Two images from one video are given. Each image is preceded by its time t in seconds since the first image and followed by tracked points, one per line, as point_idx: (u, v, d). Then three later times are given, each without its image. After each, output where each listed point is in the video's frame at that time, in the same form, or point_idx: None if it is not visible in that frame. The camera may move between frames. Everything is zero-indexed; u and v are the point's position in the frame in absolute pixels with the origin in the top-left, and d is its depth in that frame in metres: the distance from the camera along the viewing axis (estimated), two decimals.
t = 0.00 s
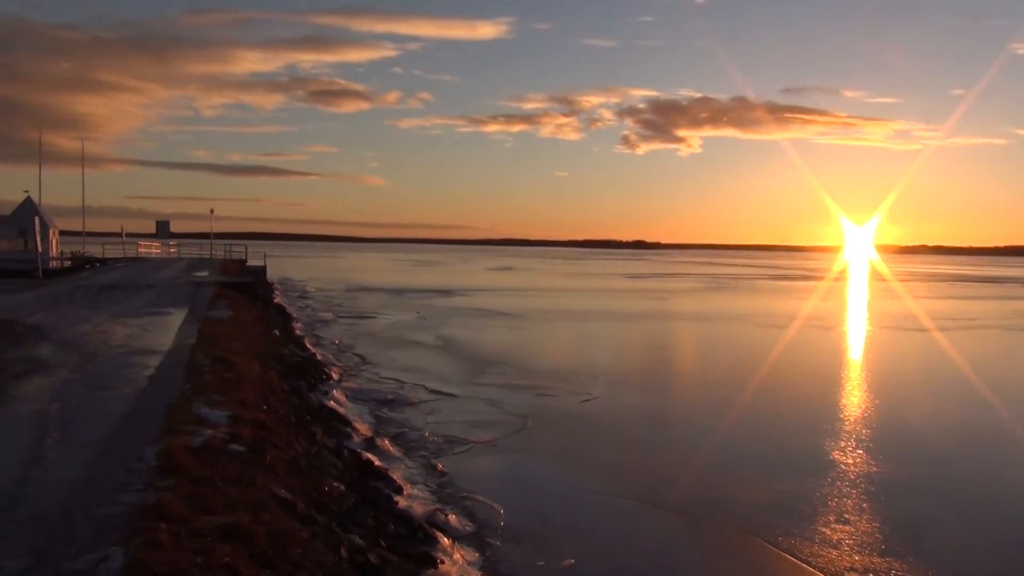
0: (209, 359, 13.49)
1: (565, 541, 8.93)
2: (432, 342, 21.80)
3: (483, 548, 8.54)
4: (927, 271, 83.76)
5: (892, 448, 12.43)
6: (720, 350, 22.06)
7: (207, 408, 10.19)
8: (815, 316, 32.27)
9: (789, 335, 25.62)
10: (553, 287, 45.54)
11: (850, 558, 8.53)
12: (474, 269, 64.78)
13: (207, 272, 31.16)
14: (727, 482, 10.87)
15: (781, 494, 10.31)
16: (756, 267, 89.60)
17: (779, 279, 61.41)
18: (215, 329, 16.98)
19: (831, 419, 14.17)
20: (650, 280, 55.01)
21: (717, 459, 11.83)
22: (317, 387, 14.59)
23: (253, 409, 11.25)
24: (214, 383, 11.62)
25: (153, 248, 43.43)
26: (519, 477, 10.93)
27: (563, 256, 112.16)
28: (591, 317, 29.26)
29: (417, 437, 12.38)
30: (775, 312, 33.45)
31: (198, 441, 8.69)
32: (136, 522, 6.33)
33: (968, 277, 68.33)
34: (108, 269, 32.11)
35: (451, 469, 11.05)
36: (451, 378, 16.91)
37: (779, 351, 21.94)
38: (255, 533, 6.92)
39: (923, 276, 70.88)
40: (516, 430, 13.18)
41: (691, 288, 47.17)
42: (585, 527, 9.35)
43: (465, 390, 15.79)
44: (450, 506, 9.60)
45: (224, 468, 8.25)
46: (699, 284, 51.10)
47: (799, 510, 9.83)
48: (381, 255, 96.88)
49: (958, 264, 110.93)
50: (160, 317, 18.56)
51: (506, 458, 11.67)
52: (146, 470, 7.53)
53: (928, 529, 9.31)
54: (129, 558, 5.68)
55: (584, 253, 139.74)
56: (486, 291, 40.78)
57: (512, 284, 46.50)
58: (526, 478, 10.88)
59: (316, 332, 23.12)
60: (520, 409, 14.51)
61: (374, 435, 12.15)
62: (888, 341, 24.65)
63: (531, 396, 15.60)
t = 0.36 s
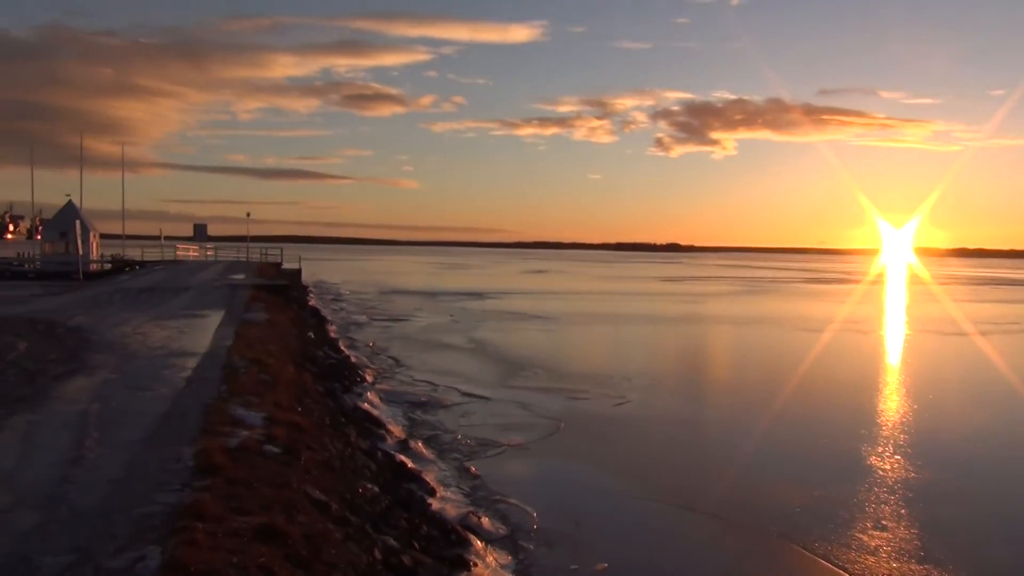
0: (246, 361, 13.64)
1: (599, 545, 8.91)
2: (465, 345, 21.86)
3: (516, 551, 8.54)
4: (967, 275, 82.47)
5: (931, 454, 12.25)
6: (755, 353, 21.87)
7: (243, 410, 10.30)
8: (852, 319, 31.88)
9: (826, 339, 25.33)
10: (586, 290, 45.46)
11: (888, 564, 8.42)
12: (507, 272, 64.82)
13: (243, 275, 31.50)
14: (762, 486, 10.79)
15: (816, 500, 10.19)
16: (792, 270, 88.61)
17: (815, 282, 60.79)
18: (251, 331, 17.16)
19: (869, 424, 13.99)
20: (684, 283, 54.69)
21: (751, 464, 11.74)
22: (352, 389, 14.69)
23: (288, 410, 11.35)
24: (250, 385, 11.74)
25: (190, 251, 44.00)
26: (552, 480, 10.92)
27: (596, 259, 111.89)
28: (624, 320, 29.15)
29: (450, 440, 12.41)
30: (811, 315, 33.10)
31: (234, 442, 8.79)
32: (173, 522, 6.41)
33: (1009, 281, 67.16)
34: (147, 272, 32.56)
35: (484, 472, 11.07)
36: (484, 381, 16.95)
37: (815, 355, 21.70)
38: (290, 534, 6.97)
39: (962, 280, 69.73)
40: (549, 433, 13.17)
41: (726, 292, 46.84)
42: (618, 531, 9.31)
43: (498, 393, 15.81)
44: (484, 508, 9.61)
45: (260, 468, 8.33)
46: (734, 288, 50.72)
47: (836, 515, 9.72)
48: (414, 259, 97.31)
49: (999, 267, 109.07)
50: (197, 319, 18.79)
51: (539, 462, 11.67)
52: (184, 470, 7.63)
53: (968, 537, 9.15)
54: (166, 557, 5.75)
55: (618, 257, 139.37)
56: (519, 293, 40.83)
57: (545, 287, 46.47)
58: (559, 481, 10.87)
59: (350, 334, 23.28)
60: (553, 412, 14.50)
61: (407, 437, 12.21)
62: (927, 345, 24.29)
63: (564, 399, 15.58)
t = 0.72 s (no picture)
0: (282, 363, 13.76)
1: (633, 548, 8.87)
2: (499, 347, 21.86)
3: (550, 554, 8.52)
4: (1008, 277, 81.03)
5: (972, 459, 12.04)
6: (790, 356, 21.66)
7: (279, 411, 10.39)
8: (890, 322, 31.43)
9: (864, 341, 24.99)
10: (620, 292, 45.31)
11: (928, 570, 8.29)
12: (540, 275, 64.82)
13: (279, 278, 31.80)
14: (798, 490, 10.68)
15: (854, 505, 10.06)
16: (828, 272, 87.55)
17: (852, 284, 60.11)
18: (287, 333, 17.31)
19: (907, 429, 13.79)
20: (719, 285, 54.30)
21: (788, 468, 11.62)
22: (386, 391, 14.76)
23: (324, 412, 11.43)
24: (286, 387, 11.85)
25: (227, 254, 44.54)
26: (586, 483, 10.89)
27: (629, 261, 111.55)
28: (658, 323, 28.98)
29: (484, 442, 12.43)
30: (848, 318, 32.68)
31: (271, 444, 8.87)
32: (211, 522, 6.48)
33: None
34: (185, 275, 32.95)
35: (517, 474, 11.07)
36: (517, 383, 16.95)
37: (853, 358, 21.43)
38: (326, 535, 7.02)
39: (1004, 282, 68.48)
40: (583, 435, 13.13)
41: (762, 294, 46.44)
42: (653, 535, 9.26)
43: (532, 395, 15.81)
44: (517, 511, 9.61)
45: (296, 470, 8.40)
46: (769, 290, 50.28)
47: (874, 521, 9.59)
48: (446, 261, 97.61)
49: None
50: (234, 321, 19.00)
51: (573, 464, 11.64)
52: (222, 471, 7.71)
53: (1011, 544, 8.98)
54: (204, 557, 5.81)
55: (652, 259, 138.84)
56: (553, 296, 40.76)
57: (578, 290, 46.38)
58: (593, 484, 10.84)
59: (385, 336, 23.41)
60: (586, 414, 14.47)
61: (441, 439, 12.25)
62: (967, 348, 23.89)
63: (598, 401, 15.54)
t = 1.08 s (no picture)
0: (314, 365, 13.86)
1: (664, 552, 8.82)
2: (529, 349, 21.84)
3: (581, 557, 8.49)
4: None
5: (1010, 465, 11.83)
6: (824, 360, 21.43)
7: (312, 413, 10.47)
8: (926, 325, 31.00)
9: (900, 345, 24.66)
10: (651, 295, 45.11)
11: None
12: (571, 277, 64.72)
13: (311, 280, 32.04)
14: (832, 495, 10.56)
15: (889, 511, 9.93)
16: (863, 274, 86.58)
17: (887, 287, 59.32)
18: (319, 335, 17.44)
19: (944, 434, 13.59)
20: (751, 288, 53.81)
21: (822, 473, 11.49)
22: (417, 393, 14.80)
23: (356, 413, 11.50)
24: (318, 388, 11.93)
25: (261, 256, 44.98)
26: (618, 486, 10.84)
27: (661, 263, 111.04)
28: (690, 325, 28.82)
29: (515, 444, 12.43)
30: (883, 321, 32.28)
31: (303, 445, 8.93)
32: (245, 522, 6.54)
33: None
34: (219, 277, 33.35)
35: (549, 477, 11.06)
36: (548, 385, 16.93)
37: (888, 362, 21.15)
38: (358, 535, 7.06)
39: None
40: (614, 438, 13.09)
41: (795, 296, 45.99)
42: (684, 539, 9.20)
43: (563, 398, 15.78)
44: (548, 514, 9.60)
45: (328, 471, 8.45)
46: (803, 293, 49.78)
47: (910, 527, 9.45)
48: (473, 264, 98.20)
49: None
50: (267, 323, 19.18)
51: (604, 467, 11.60)
52: (255, 471, 7.78)
53: None
54: (238, 557, 5.87)
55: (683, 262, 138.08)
56: (584, 298, 40.68)
57: (609, 292, 46.23)
58: (624, 488, 10.80)
59: (416, 338, 23.51)
60: (617, 417, 14.42)
61: (472, 441, 12.28)
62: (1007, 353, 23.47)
63: (629, 404, 15.48)
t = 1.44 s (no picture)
0: (346, 366, 13.95)
1: (696, 556, 8.77)
2: (559, 351, 21.81)
3: (612, 560, 8.47)
4: None
5: None
6: (858, 362, 21.18)
7: (344, 414, 10.54)
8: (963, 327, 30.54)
9: (935, 347, 24.30)
10: (682, 296, 44.87)
11: None
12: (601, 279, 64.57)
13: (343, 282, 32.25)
14: (866, 499, 10.44)
15: (924, 515, 9.80)
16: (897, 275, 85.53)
17: (922, 288, 58.53)
18: (351, 336, 17.55)
19: (981, 437, 13.38)
20: (783, 289, 53.32)
21: (856, 475, 11.36)
22: (448, 395, 14.84)
23: (387, 415, 11.56)
24: (350, 390, 12.00)
25: (292, 259, 45.36)
26: (649, 488, 10.80)
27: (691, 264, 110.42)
28: (722, 327, 28.65)
29: (545, 446, 12.42)
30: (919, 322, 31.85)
31: (335, 446, 9.00)
32: (278, 522, 6.60)
33: None
34: (252, 279, 33.65)
35: (580, 479, 11.04)
36: (579, 387, 16.90)
37: (924, 364, 20.87)
38: (389, 536, 7.10)
39: None
40: (645, 440, 13.04)
41: (828, 298, 45.50)
42: (717, 542, 9.15)
43: (594, 400, 15.74)
44: (579, 516, 9.58)
45: (360, 472, 8.50)
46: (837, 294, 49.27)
47: (947, 531, 9.32)
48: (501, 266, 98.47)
49: None
50: (299, 325, 19.32)
51: (636, 470, 11.56)
52: (288, 472, 7.85)
53: None
54: (271, 556, 5.92)
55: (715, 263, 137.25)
56: (614, 300, 40.51)
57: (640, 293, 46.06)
58: (656, 490, 10.75)
59: (446, 340, 23.57)
60: (648, 419, 14.36)
61: (502, 443, 12.28)
62: None
63: (660, 406, 15.40)
